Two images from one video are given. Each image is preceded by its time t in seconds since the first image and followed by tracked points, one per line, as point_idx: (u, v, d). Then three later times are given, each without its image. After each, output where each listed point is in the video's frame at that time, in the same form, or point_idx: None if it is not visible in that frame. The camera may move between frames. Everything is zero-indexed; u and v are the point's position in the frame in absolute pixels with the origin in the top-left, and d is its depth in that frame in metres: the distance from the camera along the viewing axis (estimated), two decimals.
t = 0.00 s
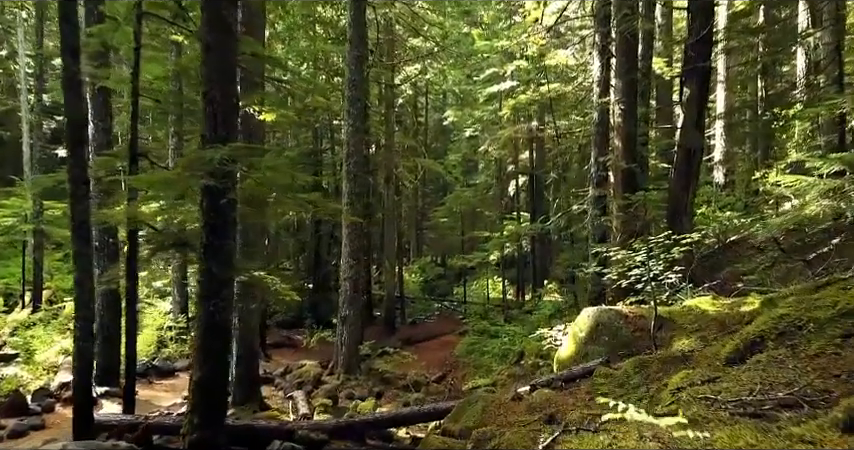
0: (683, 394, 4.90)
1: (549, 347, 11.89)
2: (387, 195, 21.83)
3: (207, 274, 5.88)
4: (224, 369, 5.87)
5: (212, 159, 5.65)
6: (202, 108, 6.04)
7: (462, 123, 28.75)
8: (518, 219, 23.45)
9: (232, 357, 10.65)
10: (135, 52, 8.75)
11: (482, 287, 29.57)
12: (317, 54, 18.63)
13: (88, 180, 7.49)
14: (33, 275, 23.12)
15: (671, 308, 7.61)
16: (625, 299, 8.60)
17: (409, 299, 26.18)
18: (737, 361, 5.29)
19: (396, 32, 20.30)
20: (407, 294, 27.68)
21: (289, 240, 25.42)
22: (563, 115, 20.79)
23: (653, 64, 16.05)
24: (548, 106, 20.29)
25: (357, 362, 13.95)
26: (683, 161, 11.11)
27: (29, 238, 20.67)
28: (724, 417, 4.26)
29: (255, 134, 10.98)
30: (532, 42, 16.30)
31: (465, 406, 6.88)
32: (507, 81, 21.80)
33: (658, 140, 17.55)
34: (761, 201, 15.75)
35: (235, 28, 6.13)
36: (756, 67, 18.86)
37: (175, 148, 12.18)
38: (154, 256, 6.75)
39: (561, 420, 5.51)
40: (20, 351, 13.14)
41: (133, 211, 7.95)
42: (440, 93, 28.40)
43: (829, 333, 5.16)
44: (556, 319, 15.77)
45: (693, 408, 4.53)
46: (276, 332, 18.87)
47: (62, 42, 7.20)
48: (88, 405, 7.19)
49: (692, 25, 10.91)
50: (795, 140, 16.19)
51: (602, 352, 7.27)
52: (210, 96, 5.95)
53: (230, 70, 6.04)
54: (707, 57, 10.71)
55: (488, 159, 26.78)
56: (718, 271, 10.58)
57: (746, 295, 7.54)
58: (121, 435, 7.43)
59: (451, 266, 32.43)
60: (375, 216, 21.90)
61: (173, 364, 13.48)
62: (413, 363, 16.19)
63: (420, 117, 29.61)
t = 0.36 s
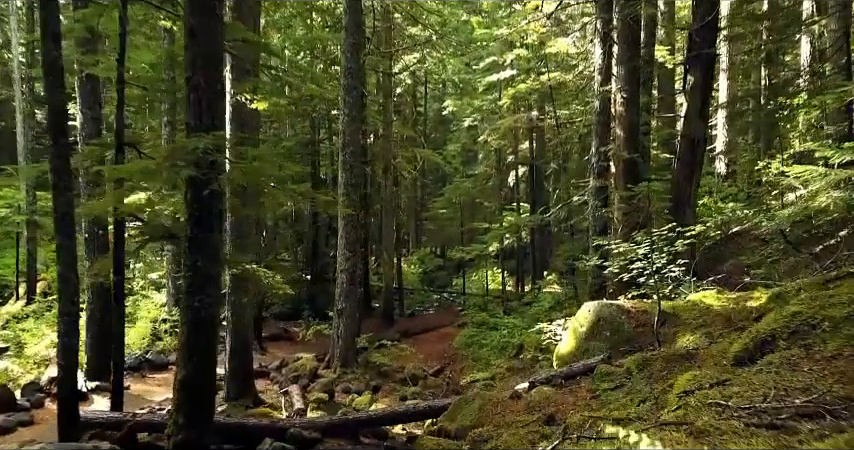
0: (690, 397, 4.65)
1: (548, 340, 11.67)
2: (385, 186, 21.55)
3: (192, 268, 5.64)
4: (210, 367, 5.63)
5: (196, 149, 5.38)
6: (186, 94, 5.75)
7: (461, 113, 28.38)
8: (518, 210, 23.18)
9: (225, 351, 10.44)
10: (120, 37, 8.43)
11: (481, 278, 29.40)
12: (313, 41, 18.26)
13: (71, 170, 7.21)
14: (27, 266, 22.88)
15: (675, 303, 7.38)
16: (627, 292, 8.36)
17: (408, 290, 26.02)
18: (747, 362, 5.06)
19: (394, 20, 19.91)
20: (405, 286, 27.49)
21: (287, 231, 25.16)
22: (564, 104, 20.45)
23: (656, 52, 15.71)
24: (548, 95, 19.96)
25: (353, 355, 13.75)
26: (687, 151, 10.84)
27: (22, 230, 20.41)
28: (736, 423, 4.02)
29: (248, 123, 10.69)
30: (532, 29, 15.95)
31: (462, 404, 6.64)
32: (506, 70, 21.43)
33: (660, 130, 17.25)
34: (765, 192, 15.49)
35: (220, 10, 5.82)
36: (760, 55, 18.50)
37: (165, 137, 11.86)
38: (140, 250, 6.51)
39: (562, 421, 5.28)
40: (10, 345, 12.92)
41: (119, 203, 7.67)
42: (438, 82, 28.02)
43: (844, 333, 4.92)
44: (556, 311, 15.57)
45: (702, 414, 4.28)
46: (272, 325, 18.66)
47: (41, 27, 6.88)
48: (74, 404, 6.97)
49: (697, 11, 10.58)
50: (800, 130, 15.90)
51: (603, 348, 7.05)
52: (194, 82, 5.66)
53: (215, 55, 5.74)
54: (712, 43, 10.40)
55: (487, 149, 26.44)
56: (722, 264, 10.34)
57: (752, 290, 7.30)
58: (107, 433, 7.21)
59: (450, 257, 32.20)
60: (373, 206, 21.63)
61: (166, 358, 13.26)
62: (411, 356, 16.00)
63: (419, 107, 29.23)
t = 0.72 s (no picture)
0: (701, 404, 4.38)
1: (548, 333, 11.44)
2: (382, 175, 21.23)
3: (173, 262, 5.36)
4: (192, 366, 5.38)
5: (175, 137, 5.08)
6: (166, 79, 5.44)
7: (460, 101, 27.97)
8: (518, 200, 22.87)
9: (217, 346, 10.19)
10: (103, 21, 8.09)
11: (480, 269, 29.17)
12: (308, 28, 17.85)
13: (50, 160, 6.92)
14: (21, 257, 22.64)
15: (679, 298, 7.12)
16: (629, 286, 8.10)
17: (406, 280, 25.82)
18: (759, 363, 4.80)
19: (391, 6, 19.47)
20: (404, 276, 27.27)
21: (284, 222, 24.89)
22: (565, 93, 20.07)
23: (659, 38, 15.33)
24: (549, 83, 19.58)
25: (349, 348, 13.52)
26: (691, 140, 10.54)
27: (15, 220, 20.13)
28: (752, 435, 3.75)
29: (239, 111, 10.37)
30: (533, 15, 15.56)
31: (457, 402, 6.40)
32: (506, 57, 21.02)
33: (662, 119, 16.90)
34: (769, 182, 15.19)
35: None
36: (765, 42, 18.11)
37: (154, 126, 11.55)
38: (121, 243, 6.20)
39: (561, 424, 5.03)
40: None
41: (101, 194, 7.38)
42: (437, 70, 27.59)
43: None
44: (556, 303, 15.32)
45: (714, 425, 4.02)
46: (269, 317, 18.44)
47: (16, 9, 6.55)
48: (55, 403, 6.71)
49: None
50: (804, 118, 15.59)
51: (605, 344, 6.81)
52: (174, 66, 5.35)
53: (196, 37, 5.42)
54: (718, 28, 10.06)
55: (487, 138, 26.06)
56: (727, 257, 10.07)
57: (760, 284, 7.05)
58: (91, 432, 6.97)
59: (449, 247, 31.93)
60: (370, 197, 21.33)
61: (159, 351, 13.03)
62: (408, 349, 15.79)
63: (418, 95, 28.81)
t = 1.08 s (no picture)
0: (713, 415, 4.12)
1: (548, 326, 11.19)
2: (380, 165, 20.91)
3: (151, 257, 5.08)
4: (173, 366, 5.12)
5: (152, 123, 4.78)
6: (142, 62, 5.12)
7: (459, 89, 27.54)
8: (518, 190, 22.55)
9: (208, 340, 9.95)
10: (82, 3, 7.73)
11: (479, 259, 28.93)
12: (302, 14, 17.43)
13: (26, 149, 6.62)
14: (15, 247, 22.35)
15: (683, 292, 6.85)
16: (631, 280, 7.85)
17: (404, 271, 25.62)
18: (774, 366, 4.54)
19: None
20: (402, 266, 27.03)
21: (280, 212, 24.58)
22: (565, 80, 19.69)
23: (662, 24, 14.93)
24: (549, 70, 19.17)
25: (345, 341, 13.29)
26: (696, 128, 10.24)
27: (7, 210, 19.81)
28: None
29: (229, 98, 10.04)
30: None
31: (454, 401, 6.13)
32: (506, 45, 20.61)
33: (665, 107, 16.53)
34: (774, 171, 14.89)
35: None
36: (770, 28, 17.71)
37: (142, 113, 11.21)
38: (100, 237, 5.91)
39: (560, 428, 4.78)
40: None
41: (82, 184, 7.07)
42: (436, 57, 27.12)
43: None
44: (556, 294, 15.07)
45: (728, 441, 3.76)
46: (264, 308, 18.20)
47: None
48: (35, 403, 6.44)
49: None
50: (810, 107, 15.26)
51: (606, 341, 6.56)
52: (151, 49, 5.05)
53: (174, 17, 5.09)
54: (724, 12, 9.72)
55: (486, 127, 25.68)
56: (732, 249, 9.81)
57: (768, 278, 6.79)
58: (74, 432, 6.72)
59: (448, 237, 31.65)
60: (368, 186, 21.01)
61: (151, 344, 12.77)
62: (406, 341, 15.56)
63: (416, 83, 28.34)
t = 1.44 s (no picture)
0: (725, 424, 3.87)
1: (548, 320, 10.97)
2: (378, 155, 20.64)
3: (134, 254, 4.85)
4: (155, 365, 4.90)
5: (132, 114, 4.54)
6: (121, 48, 4.86)
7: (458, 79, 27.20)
8: (517, 181, 22.31)
9: (201, 335, 9.74)
10: None
11: (479, 250, 28.74)
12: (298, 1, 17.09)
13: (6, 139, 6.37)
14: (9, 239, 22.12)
15: (687, 288, 6.64)
16: (634, 275, 7.62)
17: (403, 262, 25.45)
18: (789, 371, 4.31)
19: None
20: (401, 258, 26.85)
21: (278, 203, 24.31)
22: (566, 69, 19.37)
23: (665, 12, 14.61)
24: (549, 59, 18.85)
25: (342, 335, 13.09)
26: (700, 118, 9.97)
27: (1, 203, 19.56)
28: None
29: (220, 87, 9.77)
30: None
31: (450, 400, 5.92)
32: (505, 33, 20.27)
33: (667, 97, 16.25)
34: (778, 162, 14.64)
35: None
36: (775, 16, 17.40)
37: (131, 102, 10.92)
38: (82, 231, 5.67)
39: (560, 432, 4.56)
40: None
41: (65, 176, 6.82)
42: (434, 46, 26.75)
43: None
44: (556, 287, 14.88)
45: None
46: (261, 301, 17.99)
47: None
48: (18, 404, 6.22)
49: None
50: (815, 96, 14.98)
51: (608, 338, 6.34)
52: (130, 34, 4.79)
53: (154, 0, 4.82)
54: None
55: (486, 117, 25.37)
56: (737, 242, 9.58)
57: (775, 273, 6.59)
58: (58, 431, 6.51)
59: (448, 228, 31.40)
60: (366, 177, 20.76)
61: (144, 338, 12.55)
62: (404, 334, 15.39)
63: (414, 72, 27.99)
